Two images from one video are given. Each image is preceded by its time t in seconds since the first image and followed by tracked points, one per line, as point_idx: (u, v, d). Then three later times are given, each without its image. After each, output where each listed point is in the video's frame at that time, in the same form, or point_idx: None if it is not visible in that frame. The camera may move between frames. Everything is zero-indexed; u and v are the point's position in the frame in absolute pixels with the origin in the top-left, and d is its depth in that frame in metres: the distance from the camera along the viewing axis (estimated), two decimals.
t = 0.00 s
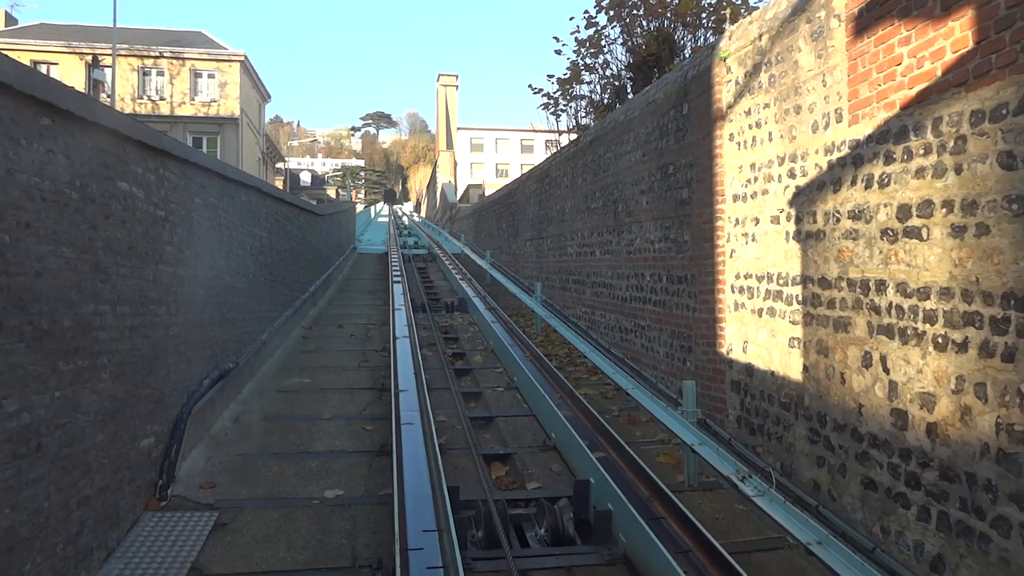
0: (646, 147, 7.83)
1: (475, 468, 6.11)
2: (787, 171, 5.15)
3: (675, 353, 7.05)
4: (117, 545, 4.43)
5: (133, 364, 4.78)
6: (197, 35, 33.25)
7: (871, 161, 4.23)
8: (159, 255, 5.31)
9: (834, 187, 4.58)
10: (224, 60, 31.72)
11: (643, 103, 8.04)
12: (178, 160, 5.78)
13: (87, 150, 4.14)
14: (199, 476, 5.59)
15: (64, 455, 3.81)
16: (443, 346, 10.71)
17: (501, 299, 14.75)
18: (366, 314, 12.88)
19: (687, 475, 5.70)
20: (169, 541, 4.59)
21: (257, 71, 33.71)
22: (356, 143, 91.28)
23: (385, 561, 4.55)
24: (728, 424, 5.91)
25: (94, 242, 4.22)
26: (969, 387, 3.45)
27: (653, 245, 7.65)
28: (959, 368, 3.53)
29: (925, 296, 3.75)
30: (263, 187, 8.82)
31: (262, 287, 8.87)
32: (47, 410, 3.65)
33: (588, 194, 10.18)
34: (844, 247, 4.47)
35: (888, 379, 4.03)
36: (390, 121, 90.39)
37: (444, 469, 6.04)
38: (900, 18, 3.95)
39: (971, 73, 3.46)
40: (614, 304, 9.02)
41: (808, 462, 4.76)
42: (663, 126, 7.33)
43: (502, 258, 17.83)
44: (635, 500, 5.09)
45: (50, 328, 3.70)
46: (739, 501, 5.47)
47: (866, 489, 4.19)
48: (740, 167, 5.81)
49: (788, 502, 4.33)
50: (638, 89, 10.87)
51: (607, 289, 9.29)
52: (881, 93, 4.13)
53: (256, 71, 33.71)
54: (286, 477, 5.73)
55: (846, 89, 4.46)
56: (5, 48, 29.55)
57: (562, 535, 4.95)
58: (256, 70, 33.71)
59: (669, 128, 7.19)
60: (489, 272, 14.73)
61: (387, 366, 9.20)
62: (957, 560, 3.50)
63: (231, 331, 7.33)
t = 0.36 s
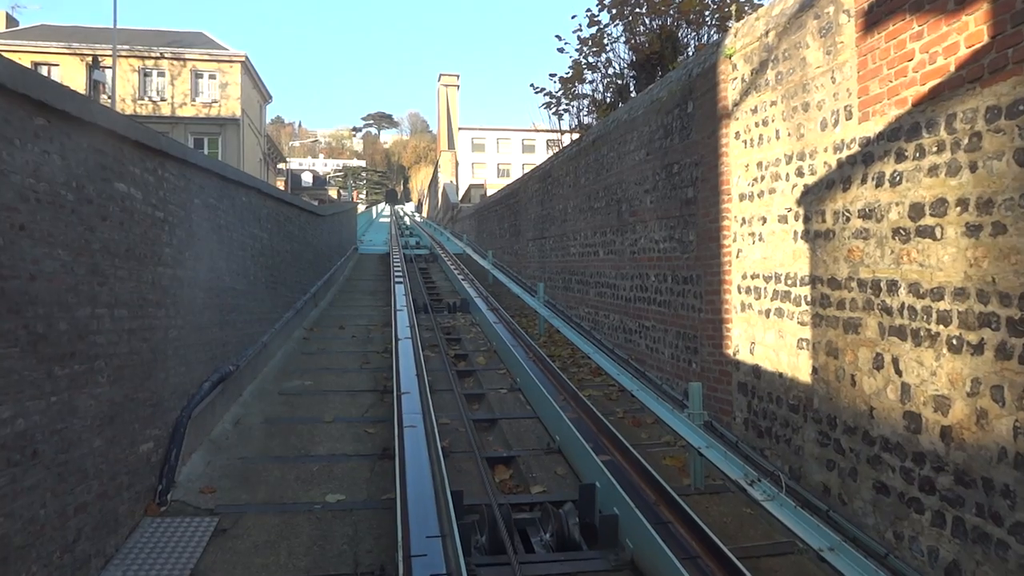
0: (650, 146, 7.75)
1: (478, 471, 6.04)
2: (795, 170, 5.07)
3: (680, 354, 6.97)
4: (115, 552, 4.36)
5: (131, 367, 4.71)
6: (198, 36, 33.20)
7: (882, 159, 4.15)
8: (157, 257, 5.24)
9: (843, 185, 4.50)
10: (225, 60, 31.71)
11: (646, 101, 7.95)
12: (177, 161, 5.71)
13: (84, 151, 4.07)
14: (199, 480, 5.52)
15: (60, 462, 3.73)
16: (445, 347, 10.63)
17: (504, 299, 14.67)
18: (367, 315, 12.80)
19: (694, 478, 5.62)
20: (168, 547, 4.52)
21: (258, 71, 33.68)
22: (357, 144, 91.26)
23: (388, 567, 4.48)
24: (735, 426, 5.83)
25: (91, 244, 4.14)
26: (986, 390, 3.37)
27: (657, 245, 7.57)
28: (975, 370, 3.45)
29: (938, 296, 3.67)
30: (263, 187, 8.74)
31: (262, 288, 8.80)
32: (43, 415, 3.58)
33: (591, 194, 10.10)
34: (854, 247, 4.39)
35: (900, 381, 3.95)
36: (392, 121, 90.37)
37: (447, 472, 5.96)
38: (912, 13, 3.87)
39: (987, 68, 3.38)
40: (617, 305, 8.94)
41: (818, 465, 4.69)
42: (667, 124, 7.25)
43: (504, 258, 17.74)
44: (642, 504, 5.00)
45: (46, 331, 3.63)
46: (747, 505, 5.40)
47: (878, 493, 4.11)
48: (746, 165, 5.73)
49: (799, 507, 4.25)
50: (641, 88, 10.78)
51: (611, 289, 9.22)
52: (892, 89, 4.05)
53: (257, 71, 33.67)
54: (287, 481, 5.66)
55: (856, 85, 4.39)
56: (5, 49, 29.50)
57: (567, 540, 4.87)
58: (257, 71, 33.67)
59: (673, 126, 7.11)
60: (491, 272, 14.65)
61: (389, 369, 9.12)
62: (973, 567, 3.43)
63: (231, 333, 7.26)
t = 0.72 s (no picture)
0: (647, 150, 7.67)
1: (476, 481, 5.93)
2: (797, 173, 4.98)
3: (680, 360, 6.87)
4: (103, 568, 4.24)
5: (120, 378, 4.60)
6: (192, 41, 33.08)
7: (887, 162, 4.07)
8: (147, 265, 5.13)
9: (848, 189, 4.41)
10: (219, 66, 31.63)
11: (643, 105, 7.87)
12: (167, 167, 5.61)
13: (70, 156, 3.96)
14: (190, 492, 5.40)
15: (45, 477, 3.62)
16: (441, 354, 10.52)
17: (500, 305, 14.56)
18: (362, 322, 12.69)
19: (696, 488, 5.52)
20: (158, 562, 4.40)
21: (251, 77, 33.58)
22: (351, 149, 91.13)
23: None
24: (737, 435, 5.73)
25: (77, 251, 4.03)
26: (999, 399, 3.28)
27: (656, 250, 7.47)
28: (987, 379, 3.36)
29: (948, 303, 3.58)
30: (256, 192, 8.63)
31: (256, 295, 8.68)
32: (26, 429, 3.47)
33: (588, 198, 10.01)
34: (859, 252, 4.30)
35: (908, 390, 3.85)
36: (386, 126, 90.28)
37: (445, 483, 5.85)
38: (918, 13, 3.78)
39: (997, 68, 3.29)
40: (615, 310, 8.84)
41: (823, 475, 4.59)
42: (665, 128, 7.16)
43: (500, 263, 17.64)
44: (644, 515, 4.90)
45: (29, 343, 3.52)
46: (750, 515, 5.30)
47: (886, 504, 4.01)
48: (747, 169, 5.64)
49: (805, 519, 4.14)
50: (638, 91, 10.70)
51: (609, 294, 9.12)
52: (898, 91, 3.96)
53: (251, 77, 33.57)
54: (281, 493, 5.54)
55: (860, 87, 4.30)
56: None
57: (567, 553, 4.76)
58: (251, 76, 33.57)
59: (672, 130, 7.02)
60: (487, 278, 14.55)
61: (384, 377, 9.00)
62: None
63: (224, 341, 7.14)
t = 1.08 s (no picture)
0: (653, 149, 7.49)
1: (479, 490, 5.76)
2: (812, 172, 4.81)
3: (688, 365, 6.69)
4: None
5: (110, 386, 4.42)
6: (191, 40, 32.92)
7: (910, 161, 3.89)
8: (139, 268, 4.95)
9: (867, 189, 4.24)
10: (218, 65, 31.47)
11: (649, 103, 7.69)
12: (159, 166, 5.43)
13: (55, 155, 3.79)
14: (184, 503, 5.23)
15: (27, 492, 3.45)
16: (442, 357, 10.34)
17: (501, 306, 14.38)
18: (362, 324, 12.51)
19: (706, 497, 5.35)
20: None
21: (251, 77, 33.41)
22: (351, 149, 90.94)
23: None
24: (748, 442, 5.56)
25: (63, 255, 3.86)
26: None
27: (663, 252, 7.30)
28: (1020, 389, 3.18)
29: (977, 308, 3.40)
30: (253, 193, 8.46)
31: (253, 297, 8.50)
32: (7, 443, 3.30)
33: (592, 198, 9.84)
34: (879, 254, 4.13)
35: (934, 400, 3.68)
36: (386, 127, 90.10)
37: (447, 492, 5.68)
38: (944, 4, 3.61)
39: None
40: (620, 313, 8.67)
41: (841, 486, 4.41)
42: (672, 126, 6.99)
43: (501, 264, 17.46)
44: (653, 528, 4.72)
45: (10, 351, 3.34)
46: (762, 526, 5.12)
47: (909, 518, 3.84)
48: (758, 168, 5.47)
49: (824, 533, 3.95)
50: (642, 90, 10.52)
51: (613, 296, 8.95)
52: (922, 86, 3.79)
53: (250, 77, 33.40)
54: (277, 503, 5.37)
55: (880, 83, 4.12)
56: None
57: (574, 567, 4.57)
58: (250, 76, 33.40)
59: (679, 129, 6.85)
60: (489, 279, 14.37)
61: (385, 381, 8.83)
62: None
63: (220, 345, 6.97)
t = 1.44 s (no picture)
0: (662, 147, 7.27)
1: (482, 502, 5.54)
2: (832, 171, 4.59)
3: (698, 371, 6.47)
4: None
5: (95, 395, 4.20)
6: (190, 39, 32.69)
7: (941, 158, 3.67)
8: (127, 270, 4.73)
9: (893, 189, 4.02)
10: (217, 64, 31.27)
11: (657, 100, 7.47)
12: (150, 164, 5.21)
13: (35, 152, 3.58)
14: (174, 517, 5.01)
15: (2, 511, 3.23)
16: (443, 360, 10.11)
17: (503, 308, 14.16)
18: (361, 326, 12.28)
19: (719, 510, 5.13)
20: None
21: (250, 76, 33.20)
22: (351, 149, 90.71)
23: None
24: (762, 453, 5.34)
25: (44, 258, 3.64)
26: None
27: (671, 253, 7.08)
28: None
29: (1017, 315, 3.18)
30: (250, 193, 8.25)
31: (249, 300, 8.28)
32: None
33: (596, 199, 9.61)
34: (907, 258, 3.91)
35: (968, 413, 3.46)
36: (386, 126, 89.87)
37: (449, 504, 5.46)
38: None
39: None
40: (626, 316, 8.45)
41: (865, 502, 4.20)
42: (682, 124, 6.77)
43: (502, 264, 17.25)
44: (667, 545, 4.50)
45: None
46: (779, 541, 4.90)
47: (941, 538, 3.62)
48: (774, 167, 5.25)
49: (850, 553, 3.72)
50: (648, 88, 10.29)
51: (619, 299, 8.73)
52: (955, 78, 3.56)
53: (249, 76, 33.19)
54: (272, 516, 5.15)
55: (907, 76, 3.90)
56: None
57: None
58: (249, 75, 33.18)
59: (689, 126, 6.62)
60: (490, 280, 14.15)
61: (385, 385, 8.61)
62: None
63: (214, 350, 6.75)
